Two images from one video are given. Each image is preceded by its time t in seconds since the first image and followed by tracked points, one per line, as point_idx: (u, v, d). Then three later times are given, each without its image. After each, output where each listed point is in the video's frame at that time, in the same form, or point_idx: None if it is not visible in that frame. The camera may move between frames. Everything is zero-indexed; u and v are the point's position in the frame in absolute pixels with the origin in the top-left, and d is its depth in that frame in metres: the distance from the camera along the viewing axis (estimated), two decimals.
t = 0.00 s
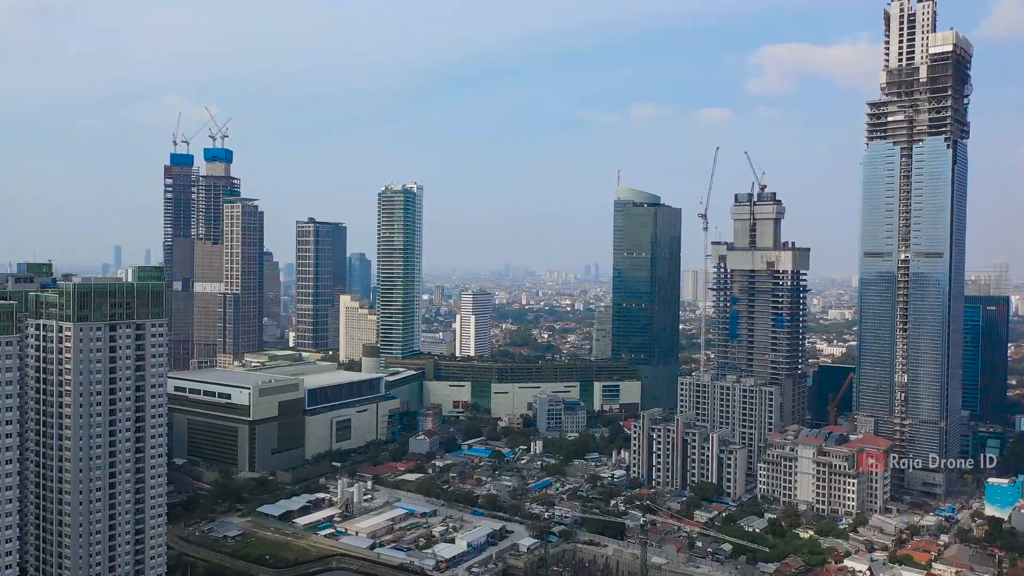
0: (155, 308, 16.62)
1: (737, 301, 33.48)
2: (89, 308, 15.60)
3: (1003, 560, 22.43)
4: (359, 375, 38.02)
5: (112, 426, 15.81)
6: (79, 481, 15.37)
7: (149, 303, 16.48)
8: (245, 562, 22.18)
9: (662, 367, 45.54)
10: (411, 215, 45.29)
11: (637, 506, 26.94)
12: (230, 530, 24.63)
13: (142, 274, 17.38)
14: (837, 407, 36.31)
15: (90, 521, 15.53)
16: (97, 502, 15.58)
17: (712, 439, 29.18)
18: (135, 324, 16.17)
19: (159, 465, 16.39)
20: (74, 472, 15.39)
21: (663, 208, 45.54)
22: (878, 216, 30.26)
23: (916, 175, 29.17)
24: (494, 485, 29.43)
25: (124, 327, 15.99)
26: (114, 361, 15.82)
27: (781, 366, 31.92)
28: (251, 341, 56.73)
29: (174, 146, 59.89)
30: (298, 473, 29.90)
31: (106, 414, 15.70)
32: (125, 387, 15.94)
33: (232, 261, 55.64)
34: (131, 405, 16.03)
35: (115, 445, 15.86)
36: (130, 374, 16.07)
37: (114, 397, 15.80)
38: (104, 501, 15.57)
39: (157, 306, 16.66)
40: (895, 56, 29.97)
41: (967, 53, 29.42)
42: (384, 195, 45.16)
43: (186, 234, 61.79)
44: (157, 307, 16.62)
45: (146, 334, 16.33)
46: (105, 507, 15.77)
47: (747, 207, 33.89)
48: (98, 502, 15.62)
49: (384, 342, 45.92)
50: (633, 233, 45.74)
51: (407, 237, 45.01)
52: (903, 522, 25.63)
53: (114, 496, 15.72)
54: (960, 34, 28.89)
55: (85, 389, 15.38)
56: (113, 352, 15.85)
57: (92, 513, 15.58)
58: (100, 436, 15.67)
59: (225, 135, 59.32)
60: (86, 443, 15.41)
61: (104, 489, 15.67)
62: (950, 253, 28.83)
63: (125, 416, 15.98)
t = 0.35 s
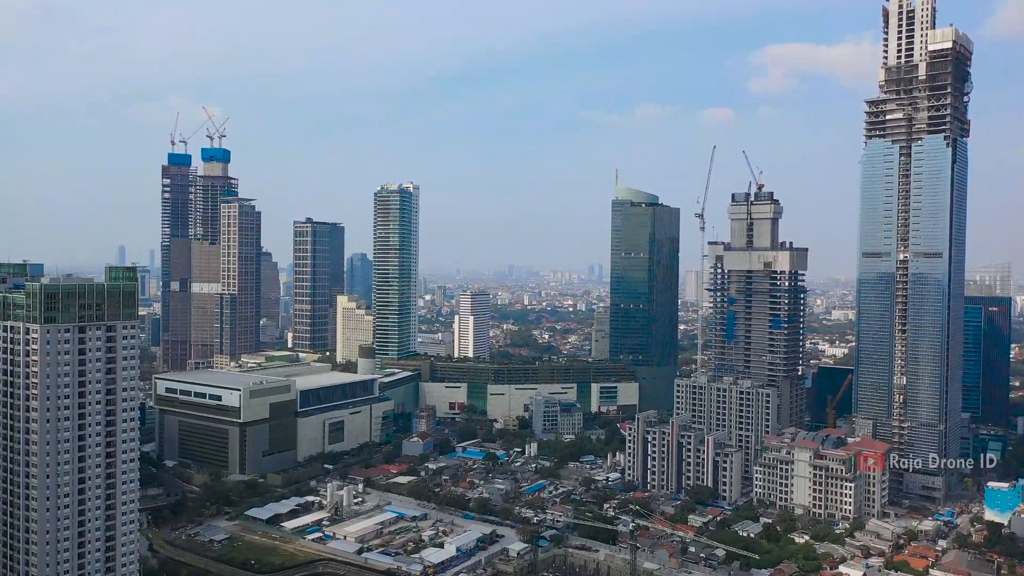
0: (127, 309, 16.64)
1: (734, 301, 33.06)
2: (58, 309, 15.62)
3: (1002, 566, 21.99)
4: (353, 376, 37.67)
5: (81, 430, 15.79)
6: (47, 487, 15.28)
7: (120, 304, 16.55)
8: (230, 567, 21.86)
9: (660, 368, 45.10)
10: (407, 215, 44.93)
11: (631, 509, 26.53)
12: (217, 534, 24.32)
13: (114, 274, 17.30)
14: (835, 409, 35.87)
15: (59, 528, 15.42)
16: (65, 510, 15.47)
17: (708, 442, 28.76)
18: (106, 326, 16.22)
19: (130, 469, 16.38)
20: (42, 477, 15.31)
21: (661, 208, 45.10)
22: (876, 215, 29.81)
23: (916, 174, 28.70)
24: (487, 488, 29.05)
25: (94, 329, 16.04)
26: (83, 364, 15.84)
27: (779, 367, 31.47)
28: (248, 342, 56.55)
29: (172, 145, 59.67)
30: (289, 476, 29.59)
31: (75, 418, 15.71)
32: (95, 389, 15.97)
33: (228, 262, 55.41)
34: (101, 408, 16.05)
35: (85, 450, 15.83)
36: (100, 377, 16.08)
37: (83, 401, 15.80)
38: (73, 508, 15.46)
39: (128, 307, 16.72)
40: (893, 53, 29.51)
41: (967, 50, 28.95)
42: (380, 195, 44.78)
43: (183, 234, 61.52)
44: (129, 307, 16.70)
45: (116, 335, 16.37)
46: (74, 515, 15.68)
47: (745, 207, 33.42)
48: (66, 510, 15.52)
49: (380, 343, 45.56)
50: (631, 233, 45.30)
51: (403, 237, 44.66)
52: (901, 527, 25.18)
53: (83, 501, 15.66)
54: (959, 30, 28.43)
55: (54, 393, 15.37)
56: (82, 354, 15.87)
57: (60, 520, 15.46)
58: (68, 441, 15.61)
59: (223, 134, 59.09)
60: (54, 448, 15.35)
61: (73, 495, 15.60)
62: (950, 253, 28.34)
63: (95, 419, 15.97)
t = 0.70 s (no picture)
0: (93, 313, 16.63)
1: (728, 302, 32.68)
2: (21, 312, 15.61)
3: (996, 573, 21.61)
4: (344, 377, 37.31)
5: (45, 435, 15.80)
6: (9, 492, 15.27)
7: (86, 306, 16.53)
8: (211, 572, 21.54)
9: (655, 369, 44.72)
10: (400, 215, 44.58)
11: (621, 512, 26.16)
12: (201, 539, 23.97)
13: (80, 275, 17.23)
14: (831, 411, 35.47)
15: (22, 534, 15.39)
16: (28, 516, 15.48)
17: (701, 444, 28.37)
18: (71, 329, 16.22)
19: (97, 473, 16.40)
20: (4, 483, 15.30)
21: (657, 207, 44.67)
22: (871, 215, 29.42)
23: (911, 173, 28.31)
24: (477, 491, 28.70)
25: (58, 332, 16.04)
26: (47, 368, 15.84)
27: (773, 368, 31.08)
28: (242, 342, 56.26)
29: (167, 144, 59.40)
30: (277, 479, 29.24)
31: (39, 422, 15.70)
32: (59, 394, 15.97)
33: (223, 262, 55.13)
34: (67, 413, 16.05)
35: (49, 454, 15.83)
36: (66, 381, 16.08)
37: (47, 405, 15.79)
38: (35, 513, 15.46)
39: (94, 310, 16.70)
40: (889, 51, 29.12)
41: (963, 47, 28.54)
42: (373, 194, 44.46)
43: (178, 233, 61.20)
44: (95, 310, 16.68)
45: (82, 338, 16.37)
46: (38, 521, 15.68)
47: (738, 206, 33.01)
48: (29, 515, 15.52)
49: (373, 343, 45.18)
50: (626, 233, 44.88)
51: (396, 237, 44.32)
52: (895, 532, 24.80)
53: (47, 506, 15.66)
54: (956, 27, 28.03)
55: (16, 397, 15.35)
56: (46, 358, 15.86)
57: (23, 526, 15.45)
58: (32, 445, 15.61)
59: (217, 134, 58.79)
60: (17, 453, 15.34)
61: (36, 501, 15.60)
62: (946, 253, 27.91)
63: (60, 424, 15.98)
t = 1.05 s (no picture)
0: (56, 314, 16.31)
1: (721, 303, 32.29)
2: None
3: None
4: (333, 379, 36.94)
5: (6, 439, 15.49)
6: None
7: (49, 307, 16.22)
8: None
9: (649, 370, 44.35)
10: (392, 215, 44.25)
11: (610, 516, 25.80)
12: (182, 543, 23.55)
13: (45, 276, 16.90)
14: (825, 413, 35.14)
15: None
16: None
17: (692, 447, 28.00)
18: (32, 331, 15.91)
19: (60, 479, 16.11)
20: None
21: (651, 207, 44.31)
22: (865, 214, 29.03)
23: (905, 171, 27.93)
24: (465, 495, 28.32)
25: (19, 334, 15.72)
26: (8, 371, 15.54)
27: (766, 370, 30.70)
28: (235, 342, 55.89)
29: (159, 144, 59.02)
30: (263, 482, 28.85)
31: None
32: (21, 398, 15.65)
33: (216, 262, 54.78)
34: (28, 418, 15.74)
35: (10, 458, 15.52)
36: (27, 386, 15.77)
37: (8, 409, 15.49)
38: None
39: (58, 311, 16.38)
40: (882, 48, 28.74)
41: (957, 44, 28.17)
42: (364, 194, 44.12)
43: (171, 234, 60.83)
44: (59, 311, 16.36)
45: (45, 340, 16.08)
46: None
47: (731, 206, 32.60)
48: None
49: (364, 345, 44.79)
50: (619, 233, 44.52)
51: (387, 237, 43.98)
52: (888, 535, 24.43)
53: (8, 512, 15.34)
54: (950, 24, 27.66)
55: None
56: (6, 360, 15.56)
57: None
58: None
59: (210, 133, 58.44)
60: None
61: None
62: (941, 253, 27.54)
63: (22, 428, 15.68)
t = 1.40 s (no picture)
0: (18, 315, 17.16)
1: (713, 303, 31.92)
2: None
3: None
4: (322, 380, 36.56)
5: None
6: None
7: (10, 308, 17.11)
8: None
9: (642, 371, 44.00)
10: (383, 215, 43.82)
11: (599, 520, 25.43)
12: (162, 548, 23.15)
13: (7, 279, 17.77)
14: (818, 414, 34.80)
15: None
16: None
17: (682, 449, 27.63)
18: None
19: (21, 472, 17.00)
20: None
21: (644, 207, 43.93)
22: (858, 213, 28.61)
23: (898, 170, 27.57)
24: (452, 498, 27.95)
25: None
26: None
27: (758, 371, 30.33)
28: (227, 343, 55.50)
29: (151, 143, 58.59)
30: (248, 485, 28.46)
31: None
32: None
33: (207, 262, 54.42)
34: None
35: None
36: None
37: None
38: None
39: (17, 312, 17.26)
40: (875, 45, 28.36)
41: (951, 40, 27.81)
42: (355, 194, 43.69)
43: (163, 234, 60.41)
44: (20, 312, 17.28)
45: (6, 341, 16.94)
46: None
47: (723, 205, 32.21)
48: None
49: (355, 346, 44.38)
50: (612, 233, 44.12)
51: (379, 237, 43.56)
52: (881, 539, 24.07)
53: None
54: (943, 20, 27.30)
55: None
56: None
57: None
58: None
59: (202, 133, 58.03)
60: None
61: None
62: (934, 253, 27.18)
63: None
